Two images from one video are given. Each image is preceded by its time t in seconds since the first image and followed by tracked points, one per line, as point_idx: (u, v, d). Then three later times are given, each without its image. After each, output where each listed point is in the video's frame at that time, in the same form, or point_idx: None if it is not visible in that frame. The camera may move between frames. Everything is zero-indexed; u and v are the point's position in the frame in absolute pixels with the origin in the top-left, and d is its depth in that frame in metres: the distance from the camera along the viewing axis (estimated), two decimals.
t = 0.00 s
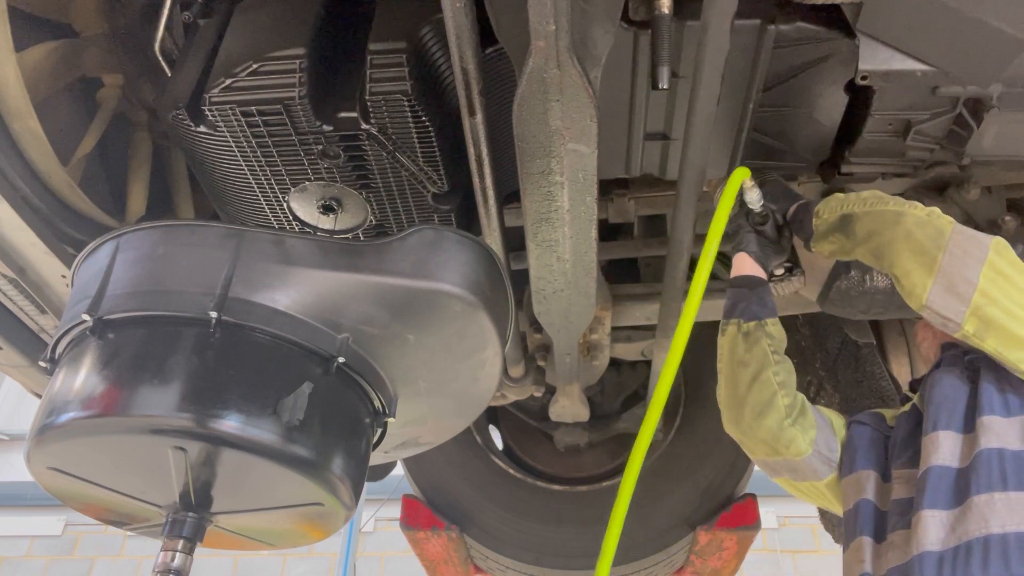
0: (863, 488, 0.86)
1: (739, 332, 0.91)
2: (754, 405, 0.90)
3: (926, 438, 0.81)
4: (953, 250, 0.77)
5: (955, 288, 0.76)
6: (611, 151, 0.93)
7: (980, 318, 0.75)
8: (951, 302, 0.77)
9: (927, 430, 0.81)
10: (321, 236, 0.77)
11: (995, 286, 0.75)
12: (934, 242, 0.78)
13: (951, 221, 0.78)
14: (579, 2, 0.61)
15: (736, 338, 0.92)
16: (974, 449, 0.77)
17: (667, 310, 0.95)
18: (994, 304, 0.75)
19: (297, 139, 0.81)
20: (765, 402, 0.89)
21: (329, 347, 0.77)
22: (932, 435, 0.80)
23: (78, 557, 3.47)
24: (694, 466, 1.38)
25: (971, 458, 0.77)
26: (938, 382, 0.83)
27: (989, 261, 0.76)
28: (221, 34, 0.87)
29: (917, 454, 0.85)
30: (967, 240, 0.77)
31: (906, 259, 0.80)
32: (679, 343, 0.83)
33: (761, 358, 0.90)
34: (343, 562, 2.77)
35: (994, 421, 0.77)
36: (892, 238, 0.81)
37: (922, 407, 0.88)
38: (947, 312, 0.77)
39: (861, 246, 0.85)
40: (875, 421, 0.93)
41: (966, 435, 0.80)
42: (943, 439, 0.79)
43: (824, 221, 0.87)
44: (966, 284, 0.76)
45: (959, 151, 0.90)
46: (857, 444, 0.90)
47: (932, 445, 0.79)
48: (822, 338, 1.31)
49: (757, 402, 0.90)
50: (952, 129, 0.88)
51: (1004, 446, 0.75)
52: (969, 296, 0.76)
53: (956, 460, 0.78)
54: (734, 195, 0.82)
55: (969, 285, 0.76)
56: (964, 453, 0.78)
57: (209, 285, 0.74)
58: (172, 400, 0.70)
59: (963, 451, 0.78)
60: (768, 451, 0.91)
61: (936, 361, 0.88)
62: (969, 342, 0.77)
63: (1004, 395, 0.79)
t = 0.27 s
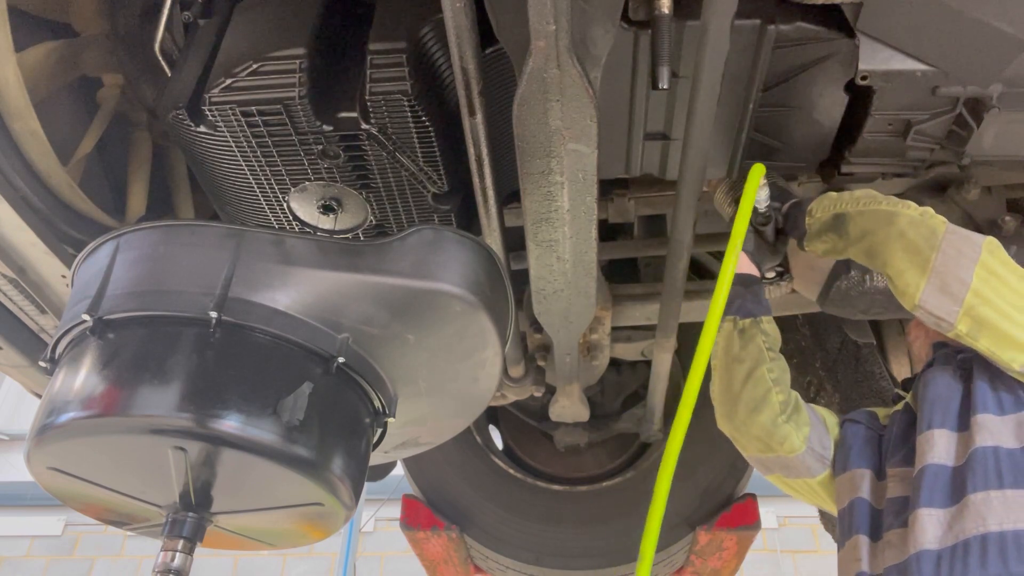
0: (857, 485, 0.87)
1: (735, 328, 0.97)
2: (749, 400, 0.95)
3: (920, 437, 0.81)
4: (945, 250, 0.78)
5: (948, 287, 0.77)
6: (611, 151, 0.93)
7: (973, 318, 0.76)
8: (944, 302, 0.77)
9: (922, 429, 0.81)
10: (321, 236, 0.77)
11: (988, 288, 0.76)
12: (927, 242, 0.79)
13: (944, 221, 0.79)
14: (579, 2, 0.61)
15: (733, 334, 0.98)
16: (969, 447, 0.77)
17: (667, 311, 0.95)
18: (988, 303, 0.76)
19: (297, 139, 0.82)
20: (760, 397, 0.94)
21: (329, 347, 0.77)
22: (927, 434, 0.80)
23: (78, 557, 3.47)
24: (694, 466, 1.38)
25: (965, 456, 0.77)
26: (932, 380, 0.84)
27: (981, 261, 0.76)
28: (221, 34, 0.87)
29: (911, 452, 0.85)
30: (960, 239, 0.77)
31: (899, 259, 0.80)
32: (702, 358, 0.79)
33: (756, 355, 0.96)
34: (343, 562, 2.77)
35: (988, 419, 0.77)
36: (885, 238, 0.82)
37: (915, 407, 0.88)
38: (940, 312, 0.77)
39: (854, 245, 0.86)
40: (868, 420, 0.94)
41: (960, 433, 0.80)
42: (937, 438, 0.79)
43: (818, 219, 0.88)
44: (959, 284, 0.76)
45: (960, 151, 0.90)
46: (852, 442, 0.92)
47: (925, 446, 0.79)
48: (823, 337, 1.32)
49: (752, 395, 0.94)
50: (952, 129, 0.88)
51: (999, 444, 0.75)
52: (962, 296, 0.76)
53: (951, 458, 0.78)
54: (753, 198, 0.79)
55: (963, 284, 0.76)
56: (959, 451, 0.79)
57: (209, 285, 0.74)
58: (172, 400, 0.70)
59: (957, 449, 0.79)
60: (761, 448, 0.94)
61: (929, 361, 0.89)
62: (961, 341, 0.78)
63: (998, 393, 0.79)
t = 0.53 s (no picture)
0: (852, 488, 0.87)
1: (729, 328, 0.96)
2: (742, 401, 0.94)
3: (914, 439, 0.81)
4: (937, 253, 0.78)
5: (942, 290, 0.77)
6: (611, 151, 0.93)
7: (966, 321, 0.76)
8: (938, 305, 0.77)
9: (915, 432, 0.81)
10: (321, 236, 0.77)
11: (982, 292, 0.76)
12: (922, 245, 0.79)
13: (938, 224, 0.79)
14: (579, 2, 0.61)
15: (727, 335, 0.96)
16: (963, 450, 0.77)
17: (666, 311, 0.95)
18: (982, 307, 0.75)
19: (297, 139, 0.82)
20: (752, 397, 0.93)
21: (329, 347, 0.77)
22: (921, 436, 0.80)
23: (78, 556, 3.47)
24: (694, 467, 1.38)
25: (959, 459, 0.77)
26: (927, 383, 0.84)
27: (976, 264, 0.76)
28: (221, 34, 0.87)
29: (906, 454, 0.86)
30: (955, 242, 0.77)
31: (894, 261, 0.80)
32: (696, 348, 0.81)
33: (750, 355, 0.94)
34: (343, 562, 2.77)
35: (982, 421, 0.77)
36: (880, 240, 0.82)
37: (909, 409, 0.88)
38: (934, 314, 0.77)
39: (849, 248, 0.86)
40: (862, 423, 0.94)
41: (954, 436, 0.80)
42: (932, 441, 0.79)
43: (814, 221, 0.89)
44: (954, 287, 0.76)
45: (960, 152, 0.90)
46: (846, 445, 0.92)
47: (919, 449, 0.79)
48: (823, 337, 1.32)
49: (745, 396, 0.93)
50: (953, 129, 0.88)
51: (992, 447, 0.75)
52: (956, 299, 0.76)
53: (945, 461, 0.78)
54: (745, 194, 0.79)
55: (956, 287, 0.76)
56: (954, 454, 0.79)
57: (209, 285, 0.74)
58: (172, 400, 0.70)
59: (951, 452, 0.79)
60: (754, 449, 0.93)
61: (922, 364, 0.89)
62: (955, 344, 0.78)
63: (992, 395, 0.80)
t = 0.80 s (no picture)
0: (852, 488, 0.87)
1: (728, 324, 0.94)
2: (741, 397, 0.93)
3: (915, 439, 0.81)
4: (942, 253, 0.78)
5: (947, 289, 0.77)
6: (611, 151, 0.93)
7: (971, 320, 0.76)
8: (942, 304, 0.77)
9: (916, 432, 0.81)
10: (321, 236, 0.77)
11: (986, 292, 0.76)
12: (928, 244, 0.79)
13: (945, 223, 0.79)
14: (579, 2, 0.61)
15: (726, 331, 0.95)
16: (964, 450, 0.77)
17: (666, 310, 0.95)
18: (987, 307, 0.76)
19: (297, 139, 0.82)
20: (750, 393, 0.92)
21: (329, 347, 0.77)
22: (922, 436, 0.80)
23: (78, 557, 3.47)
24: (694, 466, 1.38)
25: (961, 459, 0.77)
26: (927, 383, 0.84)
27: (982, 263, 0.76)
28: (221, 34, 0.87)
29: (906, 454, 0.86)
30: (961, 242, 0.77)
31: (900, 259, 0.80)
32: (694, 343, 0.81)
33: (749, 350, 0.93)
34: (343, 562, 2.77)
35: (981, 422, 0.77)
36: (884, 238, 0.82)
37: (909, 409, 0.89)
38: (938, 312, 0.77)
39: (854, 245, 0.86)
40: (862, 422, 0.94)
41: (955, 436, 0.80)
42: (932, 441, 0.79)
43: (818, 219, 0.89)
44: (958, 285, 0.76)
45: (960, 152, 0.90)
46: (846, 444, 0.92)
47: (922, 447, 0.79)
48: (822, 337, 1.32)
49: (744, 393, 0.93)
50: (952, 129, 0.88)
51: (992, 448, 0.75)
52: (961, 298, 0.76)
53: (946, 461, 0.78)
54: (749, 192, 0.79)
55: (961, 286, 0.76)
56: (954, 455, 0.79)
57: (209, 285, 0.74)
58: (172, 400, 0.70)
59: (952, 452, 0.79)
60: (751, 444, 0.93)
61: (923, 364, 0.89)
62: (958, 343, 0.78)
63: (992, 396, 0.80)
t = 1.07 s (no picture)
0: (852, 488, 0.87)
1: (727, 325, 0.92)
2: (740, 399, 0.91)
3: (915, 439, 0.81)
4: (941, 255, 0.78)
5: (946, 291, 0.77)
6: (611, 151, 0.93)
7: (970, 322, 0.76)
8: (941, 305, 0.77)
9: (916, 432, 0.81)
10: (321, 236, 0.77)
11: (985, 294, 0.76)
12: (927, 246, 0.79)
13: (944, 225, 0.79)
14: (579, 2, 0.61)
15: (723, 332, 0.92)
16: (964, 450, 0.77)
17: (666, 310, 0.95)
18: (986, 308, 0.76)
19: (297, 139, 0.82)
20: (750, 396, 0.90)
21: (329, 347, 0.77)
22: (922, 436, 0.80)
23: (78, 557, 3.47)
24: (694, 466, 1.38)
25: (960, 460, 0.77)
26: (928, 383, 0.84)
27: (980, 265, 0.76)
28: (221, 34, 0.87)
29: (906, 454, 0.86)
30: (959, 244, 0.78)
31: (899, 261, 0.80)
32: (720, 359, 0.77)
33: (749, 351, 0.91)
34: (343, 562, 2.77)
35: (982, 422, 0.77)
36: (884, 240, 0.82)
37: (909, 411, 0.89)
38: (937, 314, 0.77)
39: (853, 248, 0.86)
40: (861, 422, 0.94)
41: (955, 436, 0.80)
42: (932, 441, 0.79)
43: (817, 222, 0.89)
44: (957, 287, 0.76)
45: (960, 152, 0.90)
46: (846, 445, 0.92)
47: (921, 448, 0.79)
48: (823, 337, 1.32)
49: (744, 395, 0.91)
50: (952, 129, 0.88)
51: (993, 447, 0.75)
52: (960, 299, 0.76)
53: (947, 461, 0.78)
54: (768, 193, 0.80)
55: (960, 288, 0.76)
56: (954, 455, 0.79)
57: (209, 285, 0.74)
58: (172, 400, 0.70)
59: (952, 453, 0.79)
60: (750, 446, 0.92)
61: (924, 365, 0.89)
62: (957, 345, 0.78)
63: (992, 396, 0.80)
